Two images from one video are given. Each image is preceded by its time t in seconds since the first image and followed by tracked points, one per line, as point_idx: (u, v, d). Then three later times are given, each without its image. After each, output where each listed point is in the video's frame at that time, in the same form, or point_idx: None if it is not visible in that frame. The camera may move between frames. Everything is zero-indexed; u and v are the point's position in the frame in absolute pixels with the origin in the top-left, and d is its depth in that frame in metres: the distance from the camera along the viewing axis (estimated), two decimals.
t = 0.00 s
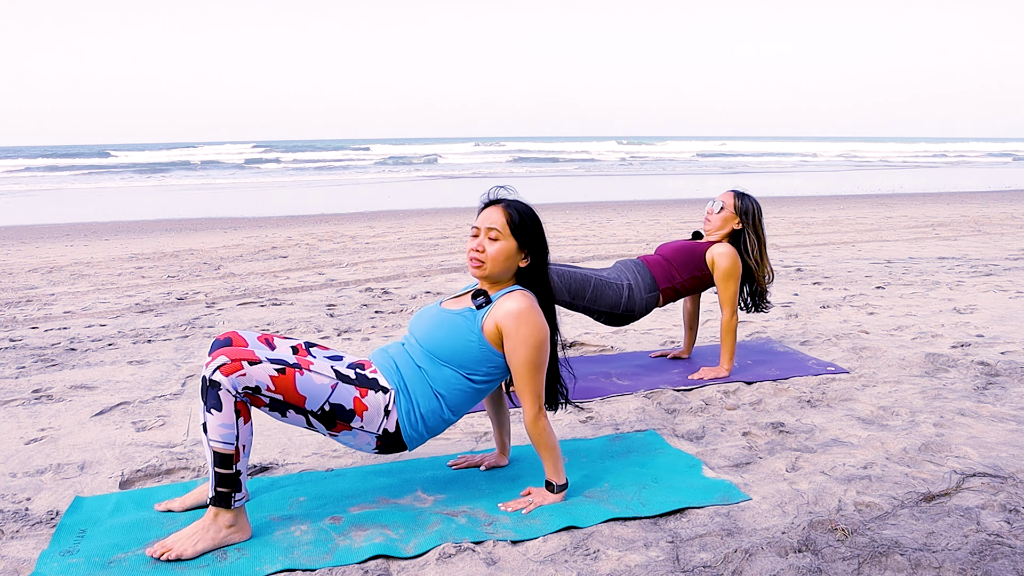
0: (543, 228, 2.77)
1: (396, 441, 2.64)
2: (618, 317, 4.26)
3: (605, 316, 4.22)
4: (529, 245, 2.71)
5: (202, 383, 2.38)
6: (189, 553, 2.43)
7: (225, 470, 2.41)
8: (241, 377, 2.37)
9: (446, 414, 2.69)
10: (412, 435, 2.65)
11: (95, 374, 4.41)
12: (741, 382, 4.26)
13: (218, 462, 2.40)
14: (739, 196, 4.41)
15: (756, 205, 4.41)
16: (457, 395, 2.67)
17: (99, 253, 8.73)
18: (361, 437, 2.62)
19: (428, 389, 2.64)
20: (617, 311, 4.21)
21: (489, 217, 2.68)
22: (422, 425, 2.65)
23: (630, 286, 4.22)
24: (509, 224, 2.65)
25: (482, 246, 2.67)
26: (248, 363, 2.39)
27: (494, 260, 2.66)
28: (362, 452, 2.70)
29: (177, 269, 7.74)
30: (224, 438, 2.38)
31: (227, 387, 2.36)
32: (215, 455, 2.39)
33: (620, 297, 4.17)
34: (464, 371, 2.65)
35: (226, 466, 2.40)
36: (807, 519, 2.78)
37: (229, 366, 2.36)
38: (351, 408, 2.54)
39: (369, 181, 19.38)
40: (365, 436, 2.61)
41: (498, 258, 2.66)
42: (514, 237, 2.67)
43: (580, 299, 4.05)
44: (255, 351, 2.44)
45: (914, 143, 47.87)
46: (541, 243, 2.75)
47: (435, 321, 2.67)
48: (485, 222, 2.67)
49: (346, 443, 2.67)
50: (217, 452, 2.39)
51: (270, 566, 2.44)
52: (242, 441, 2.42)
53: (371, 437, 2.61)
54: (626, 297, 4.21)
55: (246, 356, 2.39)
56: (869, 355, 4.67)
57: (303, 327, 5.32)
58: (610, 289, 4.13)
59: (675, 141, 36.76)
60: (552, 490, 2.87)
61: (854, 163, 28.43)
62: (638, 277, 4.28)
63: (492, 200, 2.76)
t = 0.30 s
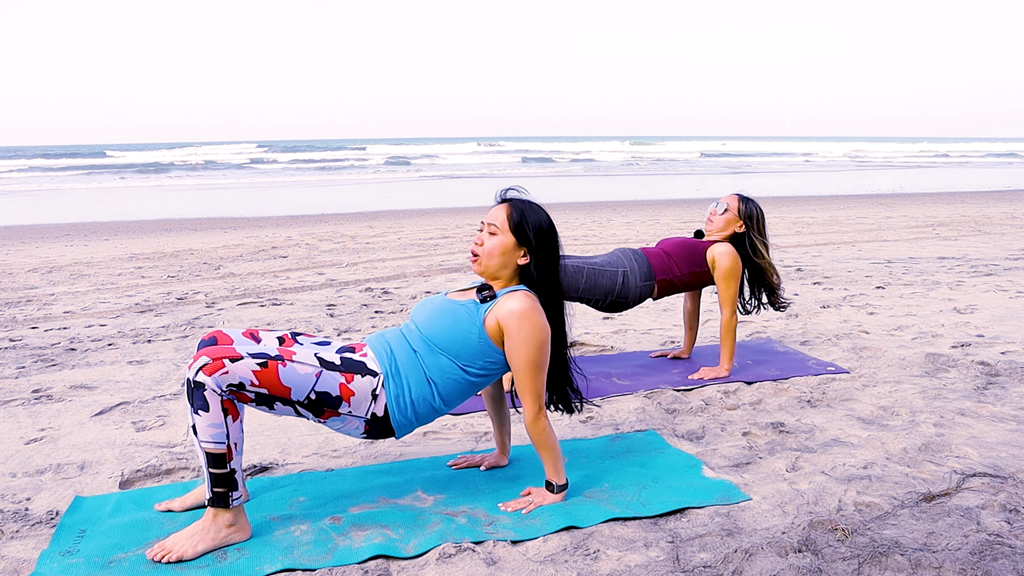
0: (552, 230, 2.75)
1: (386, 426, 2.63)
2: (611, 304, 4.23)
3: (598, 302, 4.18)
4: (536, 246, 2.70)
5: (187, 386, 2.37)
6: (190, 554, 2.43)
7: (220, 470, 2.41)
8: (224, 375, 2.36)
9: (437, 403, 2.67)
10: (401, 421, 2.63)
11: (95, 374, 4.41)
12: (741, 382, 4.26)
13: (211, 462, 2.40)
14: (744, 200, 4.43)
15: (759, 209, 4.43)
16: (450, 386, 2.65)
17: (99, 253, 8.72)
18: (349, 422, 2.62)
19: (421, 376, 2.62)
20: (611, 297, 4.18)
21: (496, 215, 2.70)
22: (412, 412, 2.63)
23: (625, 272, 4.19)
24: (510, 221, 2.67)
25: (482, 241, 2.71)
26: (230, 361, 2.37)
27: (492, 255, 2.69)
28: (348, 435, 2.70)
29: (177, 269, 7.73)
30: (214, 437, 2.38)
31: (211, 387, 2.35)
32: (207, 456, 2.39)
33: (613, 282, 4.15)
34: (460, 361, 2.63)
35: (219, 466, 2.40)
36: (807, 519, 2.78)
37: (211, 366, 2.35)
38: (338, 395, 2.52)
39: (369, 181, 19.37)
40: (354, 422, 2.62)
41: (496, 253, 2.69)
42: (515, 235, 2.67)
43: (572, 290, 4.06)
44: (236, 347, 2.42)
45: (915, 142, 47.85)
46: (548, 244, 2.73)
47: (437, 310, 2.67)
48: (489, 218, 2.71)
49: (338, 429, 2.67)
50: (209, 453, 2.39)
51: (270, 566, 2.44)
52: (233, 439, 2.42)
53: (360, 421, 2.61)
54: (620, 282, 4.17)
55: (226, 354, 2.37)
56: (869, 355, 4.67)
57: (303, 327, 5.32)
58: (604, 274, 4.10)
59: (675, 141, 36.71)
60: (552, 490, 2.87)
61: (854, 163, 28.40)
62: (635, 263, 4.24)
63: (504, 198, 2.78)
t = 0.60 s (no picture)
0: (559, 234, 2.75)
1: (374, 413, 2.59)
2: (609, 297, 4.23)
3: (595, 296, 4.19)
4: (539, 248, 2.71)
5: (176, 390, 2.35)
6: (191, 554, 2.43)
7: (216, 471, 2.41)
8: (213, 377, 2.34)
9: (427, 394, 2.63)
10: (390, 409, 2.59)
11: (95, 374, 4.41)
12: (741, 382, 4.26)
13: (206, 464, 2.40)
14: (745, 201, 4.43)
15: (761, 210, 4.43)
16: (443, 376, 2.62)
17: (99, 253, 8.72)
18: (340, 412, 2.59)
19: (414, 364, 2.59)
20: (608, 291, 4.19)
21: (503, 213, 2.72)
22: (401, 400, 2.59)
23: (623, 266, 4.19)
24: (514, 219, 2.68)
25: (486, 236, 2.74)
26: (217, 362, 2.35)
27: (492, 251, 2.71)
28: (340, 424, 2.68)
29: (177, 269, 7.73)
30: (207, 440, 2.38)
31: (200, 389, 2.33)
32: (202, 458, 2.39)
33: (610, 278, 4.16)
34: (455, 352, 2.61)
35: (215, 467, 2.40)
36: (807, 519, 2.78)
37: (199, 369, 2.33)
38: (328, 385, 2.50)
39: (369, 181, 19.35)
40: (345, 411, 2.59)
41: (496, 249, 2.71)
42: (517, 234, 2.68)
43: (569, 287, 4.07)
44: (223, 347, 2.40)
45: (915, 142, 47.84)
46: (552, 247, 2.72)
47: (435, 303, 2.66)
48: (495, 215, 2.73)
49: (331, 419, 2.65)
50: (203, 455, 2.39)
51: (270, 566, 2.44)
52: (226, 439, 2.42)
53: (351, 410, 2.58)
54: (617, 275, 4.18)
55: (213, 355, 2.35)
56: (869, 355, 4.67)
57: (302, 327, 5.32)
58: (602, 268, 4.14)
59: (675, 141, 36.73)
60: (552, 490, 2.87)
61: (855, 163, 28.38)
62: (635, 256, 4.25)
63: (515, 199, 2.80)
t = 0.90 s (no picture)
0: (564, 237, 2.76)
1: (369, 404, 2.57)
2: (609, 298, 4.23)
3: (596, 298, 4.18)
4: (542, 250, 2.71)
5: (171, 394, 2.35)
6: (191, 555, 2.43)
7: (215, 472, 2.42)
8: (206, 379, 2.34)
9: (422, 386, 2.61)
10: (385, 399, 2.56)
11: (95, 374, 4.40)
12: (741, 382, 4.26)
13: (205, 466, 2.40)
14: (741, 199, 4.43)
15: (757, 207, 4.44)
16: (438, 369, 2.60)
17: (99, 253, 8.71)
18: (336, 403, 2.58)
19: (410, 355, 2.57)
20: (608, 292, 4.19)
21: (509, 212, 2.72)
22: (396, 390, 2.57)
23: (623, 266, 4.19)
24: (520, 219, 2.68)
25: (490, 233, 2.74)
26: (210, 363, 2.34)
27: (494, 248, 2.72)
28: (335, 415, 2.66)
29: (177, 269, 7.73)
30: (205, 441, 2.38)
31: (195, 391, 2.33)
32: (201, 460, 2.38)
33: (610, 279, 4.16)
34: (452, 345, 2.60)
35: (214, 468, 2.40)
36: (807, 519, 2.77)
37: (192, 371, 2.33)
38: (323, 378, 2.49)
39: (369, 181, 19.35)
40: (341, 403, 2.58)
41: (499, 247, 2.71)
42: (521, 234, 2.69)
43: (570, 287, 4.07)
44: (215, 348, 2.40)
45: (916, 142, 47.80)
46: (555, 250, 2.73)
47: (434, 298, 2.66)
48: (502, 214, 2.74)
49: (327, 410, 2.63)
50: (201, 458, 2.39)
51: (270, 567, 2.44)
52: (224, 440, 2.42)
53: (346, 401, 2.57)
54: (617, 274, 4.18)
55: (205, 356, 2.35)
56: (869, 355, 4.67)
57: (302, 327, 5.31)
58: (602, 268, 4.13)
59: (675, 141, 36.73)
60: (552, 490, 2.87)
61: (854, 163, 28.36)
62: (634, 256, 4.25)
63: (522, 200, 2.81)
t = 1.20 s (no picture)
0: (568, 240, 2.76)
1: (364, 394, 2.55)
2: (610, 299, 4.22)
3: (596, 299, 4.18)
4: (546, 250, 2.71)
5: (167, 396, 2.35)
6: (191, 556, 2.43)
7: (213, 473, 2.42)
8: (201, 380, 2.34)
9: (417, 377, 2.59)
10: (379, 388, 2.54)
11: (95, 374, 4.40)
12: (741, 382, 4.25)
13: (203, 466, 2.40)
14: (737, 197, 4.42)
15: (753, 203, 4.44)
16: (435, 360, 2.59)
17: (99, 253, 8.71)
18: (332, 395, 2.56)
19: (407, 345, 2.56)
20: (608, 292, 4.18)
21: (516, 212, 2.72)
22: (391, 379, 2.55)
23: (622, 266, 4.19)
24: (526, 220, 2.68)
25: (495, 233, 2.75)
26: (204, 363, 2.34)
27: (498, 248, 2.72)
28: (332, 406, 2.65)
29: (176, 269, 7.72)
30: (203, 442, 2.38)
31: (190, 392, 2.33)
32: (199, 462, 2.39)
33: (610, 279, 4.16)
34: (450, 337, 2.59)
35: (212, 469, 2.41)
36: (807, 519, 2.77)
37: (186, 372, 2.32)
38: (318, 370, 2.47)
39: (369, 181, 19.33)
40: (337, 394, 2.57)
41: (502, 247, 2.71)
42: (527, 234, 2.69)
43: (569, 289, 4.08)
44: (208, 348, 2.38)
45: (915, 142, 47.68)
46: (559, 253, 2.73)
47: (436, 291, 2.66)
48: (508, 213, 2.74)
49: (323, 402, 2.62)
50: (200, 459, 2.39)
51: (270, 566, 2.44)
52: (221, 440, 2.42)
53: (342, 392, 2.55)
54: (617, 275, 4.17)
55: (198, 357, 2.34)
56: (869, 355, 4.67)
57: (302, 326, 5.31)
58: (601, 269, 4.13)
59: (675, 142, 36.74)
60: (552, 490, 2.87)
61: (855, 163, 28.33)
62: (634, 256, 4.25)
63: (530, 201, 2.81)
